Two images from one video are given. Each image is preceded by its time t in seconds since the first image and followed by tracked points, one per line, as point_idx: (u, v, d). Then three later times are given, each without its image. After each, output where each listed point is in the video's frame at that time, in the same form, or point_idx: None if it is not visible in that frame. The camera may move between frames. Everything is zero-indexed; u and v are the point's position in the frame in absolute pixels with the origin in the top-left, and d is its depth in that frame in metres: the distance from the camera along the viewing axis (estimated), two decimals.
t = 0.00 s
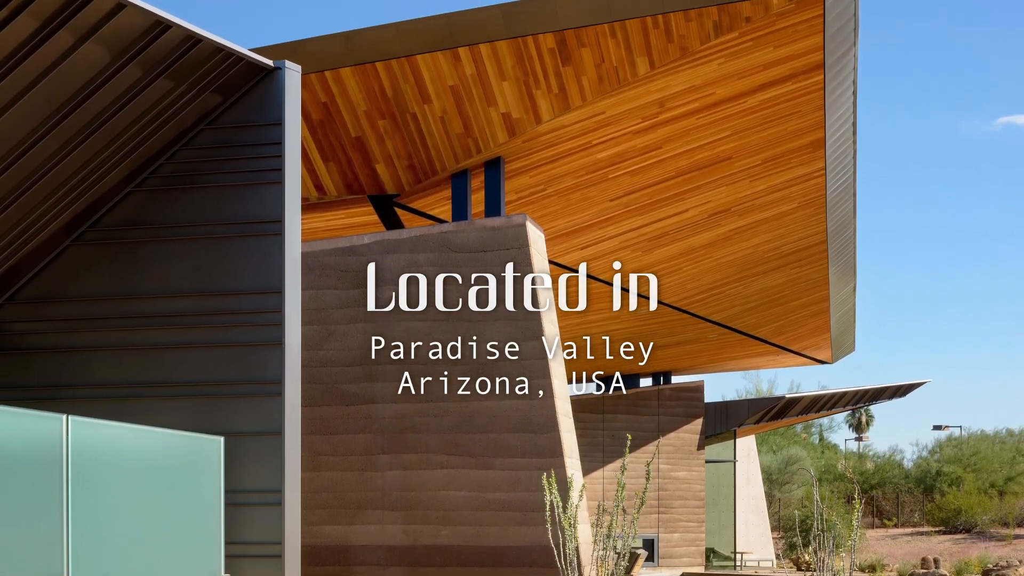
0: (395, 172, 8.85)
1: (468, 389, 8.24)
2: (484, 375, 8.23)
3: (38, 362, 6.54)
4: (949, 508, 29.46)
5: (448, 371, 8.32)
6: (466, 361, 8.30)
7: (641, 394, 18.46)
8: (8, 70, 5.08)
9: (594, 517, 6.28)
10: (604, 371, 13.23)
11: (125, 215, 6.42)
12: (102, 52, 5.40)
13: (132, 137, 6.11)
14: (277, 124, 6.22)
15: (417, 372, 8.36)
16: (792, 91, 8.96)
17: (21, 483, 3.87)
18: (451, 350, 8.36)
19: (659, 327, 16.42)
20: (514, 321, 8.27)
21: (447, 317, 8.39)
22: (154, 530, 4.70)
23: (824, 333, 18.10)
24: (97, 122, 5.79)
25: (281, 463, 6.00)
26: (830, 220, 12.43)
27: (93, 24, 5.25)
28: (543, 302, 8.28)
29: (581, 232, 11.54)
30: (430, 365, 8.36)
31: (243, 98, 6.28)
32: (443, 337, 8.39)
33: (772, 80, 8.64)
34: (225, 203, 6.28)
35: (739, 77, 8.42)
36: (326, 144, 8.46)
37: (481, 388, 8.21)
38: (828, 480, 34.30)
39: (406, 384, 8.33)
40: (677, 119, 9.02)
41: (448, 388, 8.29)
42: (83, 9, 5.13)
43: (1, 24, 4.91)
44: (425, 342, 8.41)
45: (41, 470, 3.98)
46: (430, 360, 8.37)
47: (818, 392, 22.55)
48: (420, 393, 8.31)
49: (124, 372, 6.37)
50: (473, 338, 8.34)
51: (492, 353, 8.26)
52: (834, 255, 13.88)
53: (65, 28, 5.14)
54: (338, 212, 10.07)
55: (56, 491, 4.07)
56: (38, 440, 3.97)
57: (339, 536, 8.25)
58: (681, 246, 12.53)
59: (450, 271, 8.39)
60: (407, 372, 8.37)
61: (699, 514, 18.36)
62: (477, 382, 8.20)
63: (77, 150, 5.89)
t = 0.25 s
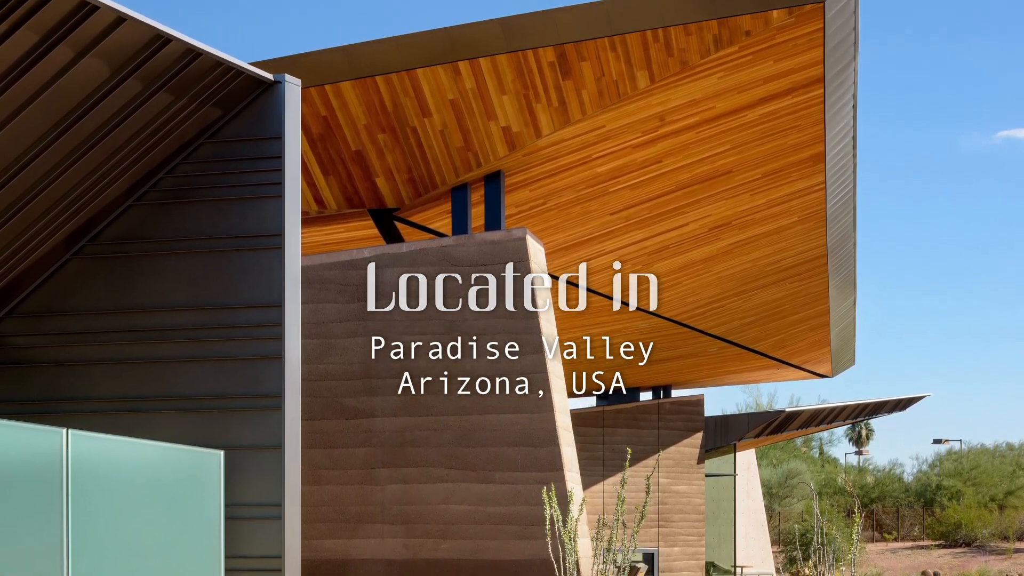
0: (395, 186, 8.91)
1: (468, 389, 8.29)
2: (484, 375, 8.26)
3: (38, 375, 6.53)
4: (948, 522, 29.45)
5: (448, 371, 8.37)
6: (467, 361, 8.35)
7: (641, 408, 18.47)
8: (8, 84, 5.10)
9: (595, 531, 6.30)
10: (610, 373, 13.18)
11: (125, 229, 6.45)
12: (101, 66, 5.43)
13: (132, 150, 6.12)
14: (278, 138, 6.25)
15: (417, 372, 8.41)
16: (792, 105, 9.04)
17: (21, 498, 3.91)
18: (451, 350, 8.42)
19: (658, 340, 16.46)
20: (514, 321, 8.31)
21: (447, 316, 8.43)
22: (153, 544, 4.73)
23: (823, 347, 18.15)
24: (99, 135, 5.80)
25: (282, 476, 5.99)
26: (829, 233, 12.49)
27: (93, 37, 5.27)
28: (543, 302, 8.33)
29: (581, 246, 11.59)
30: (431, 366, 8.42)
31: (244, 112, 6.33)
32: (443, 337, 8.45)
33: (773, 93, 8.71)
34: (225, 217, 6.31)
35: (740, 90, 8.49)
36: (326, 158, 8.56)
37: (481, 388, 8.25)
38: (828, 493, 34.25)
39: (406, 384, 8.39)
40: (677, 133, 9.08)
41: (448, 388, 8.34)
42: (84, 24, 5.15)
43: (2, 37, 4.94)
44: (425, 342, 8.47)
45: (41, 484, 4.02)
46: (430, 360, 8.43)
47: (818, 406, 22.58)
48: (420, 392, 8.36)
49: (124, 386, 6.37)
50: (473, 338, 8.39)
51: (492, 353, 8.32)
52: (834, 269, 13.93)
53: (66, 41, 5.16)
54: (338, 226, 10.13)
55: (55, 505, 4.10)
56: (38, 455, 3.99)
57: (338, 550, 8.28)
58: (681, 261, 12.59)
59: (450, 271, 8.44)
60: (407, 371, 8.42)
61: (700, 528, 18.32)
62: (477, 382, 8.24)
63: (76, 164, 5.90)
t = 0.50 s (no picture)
0: (395, 201, 8.99)
1: (468, 388, 8.37)
2: (484, 375, 8.35)
3: (37, 390, 6.59)
4: (948, 536, 29.44)
5: (448, 371, 8.45)
6: (467, 361, 8.44)
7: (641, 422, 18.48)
8: (8, 97, 5.16)
9: (594, 545, 6.32)
10: (609, 373, 12.86)
11: (125, 242, 6.49)
12: (101, 79, 5.50)
13: (132, 164, 6.17)
14: (277, 152, 6.30)
15: (417, 372, 8.48)
16: (792, 118, 9.11)
17: (24, 513, 3.96)
18: (451, 350, 8.51)
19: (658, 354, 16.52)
20: (514, 321, 8.41)
21: (447, 315, 8.51)
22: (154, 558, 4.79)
23: (823, 361, 18.20)
24: (96, 151, 5.87)
25: (281, 491, 5.99)
26: (829, 247, 12.56)
27: (94, 50, 5.34)
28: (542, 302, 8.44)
29: (580, 260, 11.66)
30: (431, 365, 8.49)
31: (243, 127, 6.38)
32: (442, 338, 8.54)
33: (772, 106, 8.79)
34: (224, 231, 6.34)
35: (739, 104, 8.56)
36: (326, 172, 8.64)
37: (481, 388, 8.33)
38: (828, 507, 34.22)
39: (406, 384, 8.44)
40: (677, 147, 9.16)
41: (448, 388, 8.41)
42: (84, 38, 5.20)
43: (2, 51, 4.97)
44: (425, 342, 8.55)
45: (44, 499, 4.08)
46: (429, 360, 8.51)
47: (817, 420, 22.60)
48: (420, 392, 8.42)
49: (123, 400, 6.40)
50: (473, 338, 8.48)
51: (492, 353, 8.41)
52: (834, 282, 13.99)
53: (65, 55, 5.21)
54: (337, 240, 10.19)
55: (58, 519, 4.15)
56: (40, 467, 4.05)
57: (338, 563, 8.30)
58: (681, 275, 12.64)
59: (450, 271, 8.54)
60: (407, 371, 8.48)
61: (700, 542, 18.30)
62: (477, 382, 8.32)
63: (75, 178, 5.94)
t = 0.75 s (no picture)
0: (395, 215, 9.05)
1: (468, 388, 8.43)
2: (484, 375, 8.40)
3: (36, 405, 6.61)
4: (949, 550, 29.42)
5: (448, 371, 8.51)
6: (467, 361, 8.49)
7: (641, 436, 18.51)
8: (8, 110, 5.19)
9: (595, 559, 6.34)
10: (609, 374, 12.67)
11: (125, 256, 6.53)
12: (101, 93, 5.53)
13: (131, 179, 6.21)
14: (277, 166, 6.35)
15: (417, 372, 8.55)
16: (792, 132, 9.18)
17: (26, 526, 4.00)
18: (451, 351, 8.56)
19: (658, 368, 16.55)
20: (514, 321, 8.44)
21: (447, 315, 8.58)
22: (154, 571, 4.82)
23: (823, 375, 18.23)
24: (97, 164, 5.90)
25: (281, 506, 6.01)
26: (829, 260, 12.62)
27: (93, 64, 5.37)
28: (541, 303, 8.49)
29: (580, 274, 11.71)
30: (431, 365, 8.55)
31: (243, 140, 6.43)
32: (443, 338, 8.60)
33: (772, 120, 8.87)
34: (224, 245, 6.39)
35: (739, 117, 8.64)
36: (327, 185, 8.72)
37: (481, 388, 8.38)
38: (828, 521, 34.20)
39: (406, 384, 8.52)
40: (677, 160, 9.23)
41: (448, 388, 8.47)
42: (83, 52, 5.23)
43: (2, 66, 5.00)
44: (425, 343, 8.60)
45: (46, 513, 4.12)
46: (430, 360, 8.57)
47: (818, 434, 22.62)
48: (420, 392, 8.49)
49: (123, 415, 6.41)
50: (473, 338, 8.53)
51: (492, 353, 8.45)
52: (833, 296, 14.05)
53: (65, 70, 5.24)
54: (338, 254, 10.26)
55: (59, 533, 4.20)
56: (40, 481, 4.09)
57: None
58: (681, 289, 12.69)
59: (450, 272, 8.60)
60: (407, 372, 8.56)
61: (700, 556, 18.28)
62: (477, 382, 8.38)
63: (75, 193, 5.97)
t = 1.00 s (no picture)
0: (395, 228, 9.13)
1: (468, 389, 8.49)
2: (484, 375, 8.47)
3: (36, 418, 6.65)
4: (949, 564, 29.41)
5: (448, 371, 8.57)
6: (467, 361, 8.56)
7: (641, 450, 18.54)
8: (8, 124, 5.20)
9: (595, 572, 6.38)
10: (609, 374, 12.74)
11: (125, 270, 6.59)
12: (101, 107, 5.56)
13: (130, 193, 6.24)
14: (277, 180, 6.42)
15: (417, 372, 8.61)
16: (792, 146, 9.27)
17: (25, 539, 4.05)
18: (451, 351, 8.61)
19: (658, 382, 16.59)
20: (514, 322, 8.50)
21: (448, 315, 8.63)
22: None
23: (823, 388, 18.28)
24: (98, 177, 5.91)
25: (281, 520, 6.05)
26: (829, 274, 12.70)
27: (94, 77, 5.40)
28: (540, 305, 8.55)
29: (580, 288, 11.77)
30: (430, 365, 8.61)
31: (243, 153, 6.50)
32: (443, 338, 8.64)
33: (772, 134, 8.96)
34: (225, 257, 6.45)
35: (739, 131, 8.72)
36: (326, 199, 8.80)
37: (481, 388, 8.46)
38: (828, 535, 34.18)
39: (406, 384, 8.59)
40: (677, 174, 9.31)
41: (449, 388, 8.54)
42: (83, 65, 5.25)
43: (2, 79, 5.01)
44: (425, 343, 8.66)
45: (45, 526, 4.17)
46: (430, 360, 8.63)
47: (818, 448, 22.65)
48: (419, 392, 8.57)
49: (123, 429, 6.45)
50: (473, 338, 8.59)
51: (492, 353, 8.52)
52: (833, 309, 14.12)
53: (65, 84, 5.25)
54: (338, 268, 10.33)
55: (58, 546, 4.24)
56: (41, 495, 4.15)
57: None
58: (681, 303, 12.75)
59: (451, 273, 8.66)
60: (407, 372, 8.62)
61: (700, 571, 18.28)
62: (477, 382, 8.46)
63: (75, 208, 5.98)
